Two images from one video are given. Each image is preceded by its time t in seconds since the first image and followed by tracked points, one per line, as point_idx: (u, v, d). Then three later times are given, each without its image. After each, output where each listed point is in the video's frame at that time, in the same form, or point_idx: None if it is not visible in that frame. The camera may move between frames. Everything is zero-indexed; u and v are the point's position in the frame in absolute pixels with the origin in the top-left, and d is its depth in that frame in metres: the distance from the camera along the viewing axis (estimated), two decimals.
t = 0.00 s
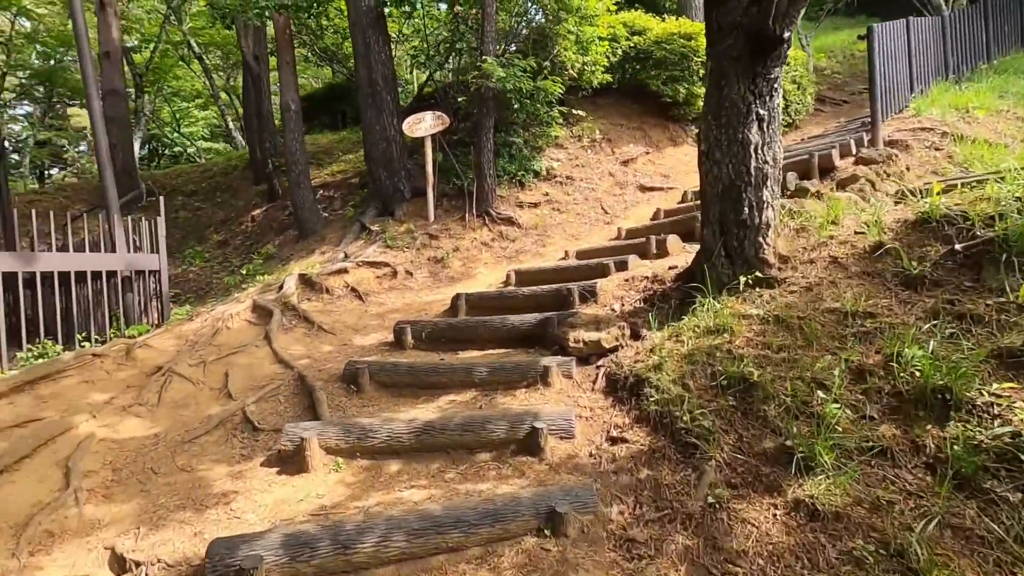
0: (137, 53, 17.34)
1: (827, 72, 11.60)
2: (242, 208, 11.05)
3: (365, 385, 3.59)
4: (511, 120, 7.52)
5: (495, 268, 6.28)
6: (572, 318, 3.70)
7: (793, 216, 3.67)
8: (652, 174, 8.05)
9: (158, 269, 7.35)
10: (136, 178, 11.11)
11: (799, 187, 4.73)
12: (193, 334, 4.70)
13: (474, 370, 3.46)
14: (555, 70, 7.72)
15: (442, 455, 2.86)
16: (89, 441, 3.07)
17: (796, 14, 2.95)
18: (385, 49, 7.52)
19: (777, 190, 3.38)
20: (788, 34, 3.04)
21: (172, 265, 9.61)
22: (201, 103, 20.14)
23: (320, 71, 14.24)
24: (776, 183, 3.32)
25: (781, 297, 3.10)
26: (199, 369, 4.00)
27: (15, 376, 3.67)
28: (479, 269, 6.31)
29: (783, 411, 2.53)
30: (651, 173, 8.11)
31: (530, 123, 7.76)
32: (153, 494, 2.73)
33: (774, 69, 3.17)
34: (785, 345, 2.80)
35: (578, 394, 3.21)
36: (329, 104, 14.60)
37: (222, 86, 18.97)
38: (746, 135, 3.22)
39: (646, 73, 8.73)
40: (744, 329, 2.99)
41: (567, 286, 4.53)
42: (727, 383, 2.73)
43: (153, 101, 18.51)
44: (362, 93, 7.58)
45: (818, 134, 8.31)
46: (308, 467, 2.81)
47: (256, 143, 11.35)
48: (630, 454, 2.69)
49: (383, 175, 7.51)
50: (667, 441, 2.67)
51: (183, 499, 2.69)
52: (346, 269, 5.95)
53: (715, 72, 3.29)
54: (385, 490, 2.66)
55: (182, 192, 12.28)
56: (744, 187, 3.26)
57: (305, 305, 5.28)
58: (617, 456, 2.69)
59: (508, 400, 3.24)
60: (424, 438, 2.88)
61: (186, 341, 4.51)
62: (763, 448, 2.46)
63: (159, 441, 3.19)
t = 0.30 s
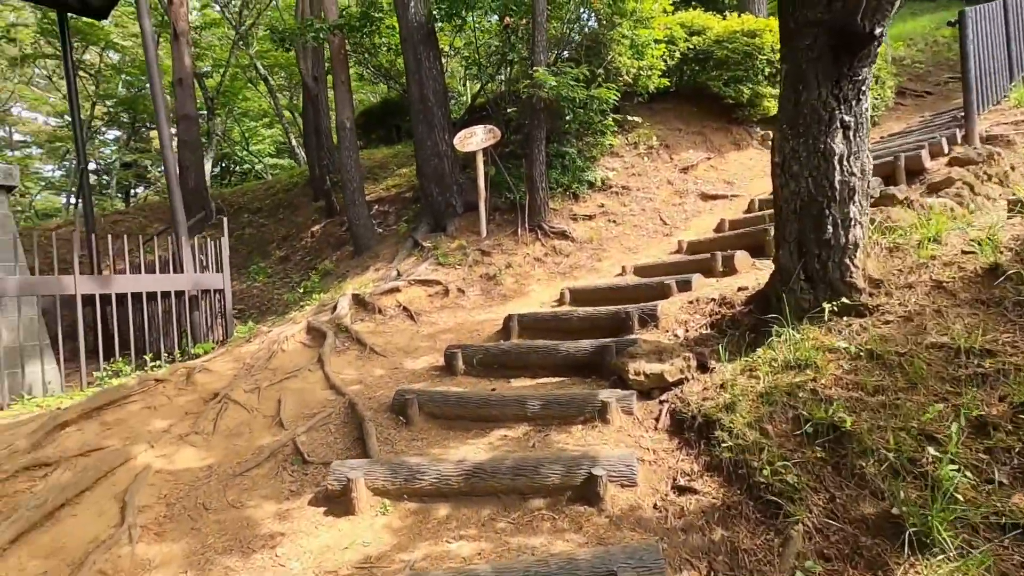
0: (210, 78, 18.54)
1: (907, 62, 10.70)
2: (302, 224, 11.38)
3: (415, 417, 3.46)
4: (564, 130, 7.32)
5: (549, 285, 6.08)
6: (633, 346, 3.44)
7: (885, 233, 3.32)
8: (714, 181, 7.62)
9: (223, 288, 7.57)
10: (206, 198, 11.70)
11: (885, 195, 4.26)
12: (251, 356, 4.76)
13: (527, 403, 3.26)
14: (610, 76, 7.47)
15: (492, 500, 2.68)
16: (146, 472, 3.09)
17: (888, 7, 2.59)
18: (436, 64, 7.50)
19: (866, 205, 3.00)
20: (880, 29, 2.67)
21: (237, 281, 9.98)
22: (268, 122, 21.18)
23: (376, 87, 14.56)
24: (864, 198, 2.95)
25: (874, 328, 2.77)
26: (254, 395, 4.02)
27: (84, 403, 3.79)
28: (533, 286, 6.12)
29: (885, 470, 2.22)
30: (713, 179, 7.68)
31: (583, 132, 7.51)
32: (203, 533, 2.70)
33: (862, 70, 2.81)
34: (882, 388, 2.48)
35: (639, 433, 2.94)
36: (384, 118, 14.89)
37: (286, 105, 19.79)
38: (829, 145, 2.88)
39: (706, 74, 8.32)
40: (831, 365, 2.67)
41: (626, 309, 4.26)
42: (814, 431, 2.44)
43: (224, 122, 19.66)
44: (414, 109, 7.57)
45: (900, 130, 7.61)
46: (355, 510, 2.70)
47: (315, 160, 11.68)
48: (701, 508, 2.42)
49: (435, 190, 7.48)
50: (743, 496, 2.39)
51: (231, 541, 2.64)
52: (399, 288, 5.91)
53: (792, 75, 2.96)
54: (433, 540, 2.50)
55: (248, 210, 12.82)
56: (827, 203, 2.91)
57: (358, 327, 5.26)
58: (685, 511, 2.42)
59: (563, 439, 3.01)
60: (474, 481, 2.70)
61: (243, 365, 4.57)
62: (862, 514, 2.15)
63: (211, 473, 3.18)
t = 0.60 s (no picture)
0: (285, 99, 19.69)
1: (1009, 49, 9.78)
2: (370, 237, 11.77)
3: (488, 438, 3.44)
4: (630, 139, 7.16)
5: (617, 299, 5.95)
6: (715, 370, 3.27)
7: (1005, 249, 3.06)
8: (791, 186, 7.23)
9: (299, 302, 7.85)
10: (282, 215, 12.34)
11: (999, 201, 3.87)
12: (328, 371, 4.92)
13: (603, 428, 3.16)
14: (678, 83, 7.25)
15: (572, 531, 2.60)
16: (236, 488, 3.24)
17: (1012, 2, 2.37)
18: (500, 79, 7.56)
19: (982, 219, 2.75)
20: (1002, 27, 2.45)
21: (311, 293, 10.42)
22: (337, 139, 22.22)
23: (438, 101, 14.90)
24: (981, 211, 2.70)
25: (997, 356, 2.54)
26: (332, 412, 4.13)
27: (179, 417, 4.03)
28: (600, 300, 6.01)
29: (1022, 523, 2.04)
30: (790, 185, 7.30)
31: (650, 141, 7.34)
32: (289, 551, 2.78)
33: (977, 72, 2.60)
34: (1012, 426, 2.28)
35: (726, 464, 2.78)
36: (447, 131, 15.20)
37: (353, 122, 20.62)
38: (940, 153, 2.66)
39: (781, 74, 7.94)
40: (948, 399, 2.46)
41: (704, 326, 4.08)
42: (932, 472, 2.26)
43: (296, 140, 20.76)
44: (478, 123, 7.63)
45: (1005, 125, 6.94)
46: (433, 534, 2.70)
47: (382, 176, 12.05)
48: (801, 552, 2.26)
49: (499, 204, 7.50)
50: (852, 541, 2.23)
51: (316, 561, 2.70)
52: (466, 303, 5.95)
53: (896, 79, 2.77)
54: (513, 571, 2.45)
55: (320, 224, 13.40)
56: (936, 217, 2.68)
57: (428, 342, 5.33)
58: (783, 554, 2.26)
59: (643, 468, 2.89)
60: (552, 510, 2.64)
61: (321, 380, 4.73)
62: (998, 572, 1.98)
63: (295, 490, 3.28)
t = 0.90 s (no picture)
0: (351, 114, 20.55)
1: None
2: (434, 246, 12.00)
3: (565, 449, 3.38)
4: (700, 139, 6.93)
5: (690, 306, 5.76)
6: (809, 384, 3.08)
7: None
8: (878, 184, 6.78)
9: (370, 310, 8.01)
10: (351, 225, 12.80)
11: None
12: (402, 378, 5.03)
13: (687, 442, 3.04)
14: (751, 81, 6.99)
15: (661, 550, 2.50)
16: (322, 492, 3.33)
17: None
18: (564, 86, 7.52)
19: None
20: None
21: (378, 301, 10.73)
22: (399, 150, 22.94)
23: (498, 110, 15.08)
24: None
25: None
26: (408, 419, 4.21)
27: (266, 421, 4.23)
28: (672, 307, 5.83)
29: None
30: (876, 183, 6.84)
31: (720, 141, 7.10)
32: (374, 557, 2.81)
33: None
34: None
35: (827, 484, 2.61)
36: (506, 139, 15.34)
37: (414, 134, 21.22)
38: None
39: (863, 65, 7.50)
40: None
41: (790, 335, 3.86)
42: None
43: (361, 153, 21.59)
44: (542, 130, 7.60)
45: None
46: (515, 547, 2.66)
47: (445, 185, 12.28)
48: None
49: (564, 210, 7.44)
50: None
51: (400, 567, 2.72)
52: (534, 311, 5.93)
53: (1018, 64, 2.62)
54: None
55: (386, 234, 13.80)
56: None
57: (498, 350, 5.34)
58: None
59: (733, 485, 2.75)
60: (638, 527, 2.55)
61: (395, 387, 4.82)
62: None
63: (377, 496, 3.35)
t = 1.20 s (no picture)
0: (413, 126, 21.20)
1: None
2: (497, 252, 12.12)
3: (645, 458, 3.30)
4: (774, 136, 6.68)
5: (769, 311, 5.52)
6: (916, 396, 2.88)
7: None
8: (978, 178, 6.27)
9: (439, 316, 8.16)
10: (416, 233, 13.15)
11: None
12: (474, 383, 5.10)
13: (779, 454, 2.91)
14: (830, 73, 6.64)
15: (758, 568, 2.39)
16: (405, 494, 3.42)
17: None
18: (629, 88, 7.44)
19: None
20: None
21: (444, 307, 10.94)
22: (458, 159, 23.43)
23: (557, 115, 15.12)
24: None
25: None
26: (483, 424, 4.25)
27: (348, 424, 4.40)
28: (749, 312, 5.61)
29: None
30: (976, 177, 6.32)
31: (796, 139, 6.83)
32: (459, 561, 2.84)
33: None
34: None
35: (941, 504, 2.44)
36: (566, 144, 15.34)
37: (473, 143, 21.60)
38: None
39: (956, 50, 6.99)
40: None
41: (887, 342, 3.64)
42: None
43: (423, 163, 22.18)
44: (606, 133, 7.54)
45: None
46: (601, 557, 2.61)
47: (507, 192, 12.39)
48: None
49: (631, 214, 7.32)
50: None
51: (486, 572, 2.73)
52: (604, 316, 5.86)
53: None
54: None
55: (449, 241, 14.06)
56: None
57: (568, 356, 5.31)
58: None
59: (834, 502, 2.60)
60: (732, 542, 2.45)
61: (469, 392, 4.90)
62: None
63: (458, 500, 3.39)
